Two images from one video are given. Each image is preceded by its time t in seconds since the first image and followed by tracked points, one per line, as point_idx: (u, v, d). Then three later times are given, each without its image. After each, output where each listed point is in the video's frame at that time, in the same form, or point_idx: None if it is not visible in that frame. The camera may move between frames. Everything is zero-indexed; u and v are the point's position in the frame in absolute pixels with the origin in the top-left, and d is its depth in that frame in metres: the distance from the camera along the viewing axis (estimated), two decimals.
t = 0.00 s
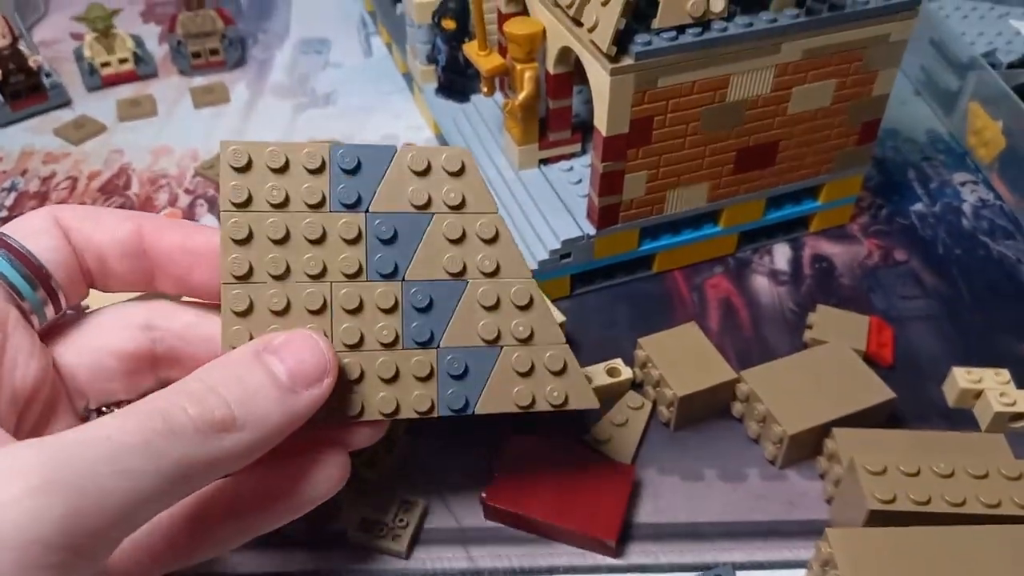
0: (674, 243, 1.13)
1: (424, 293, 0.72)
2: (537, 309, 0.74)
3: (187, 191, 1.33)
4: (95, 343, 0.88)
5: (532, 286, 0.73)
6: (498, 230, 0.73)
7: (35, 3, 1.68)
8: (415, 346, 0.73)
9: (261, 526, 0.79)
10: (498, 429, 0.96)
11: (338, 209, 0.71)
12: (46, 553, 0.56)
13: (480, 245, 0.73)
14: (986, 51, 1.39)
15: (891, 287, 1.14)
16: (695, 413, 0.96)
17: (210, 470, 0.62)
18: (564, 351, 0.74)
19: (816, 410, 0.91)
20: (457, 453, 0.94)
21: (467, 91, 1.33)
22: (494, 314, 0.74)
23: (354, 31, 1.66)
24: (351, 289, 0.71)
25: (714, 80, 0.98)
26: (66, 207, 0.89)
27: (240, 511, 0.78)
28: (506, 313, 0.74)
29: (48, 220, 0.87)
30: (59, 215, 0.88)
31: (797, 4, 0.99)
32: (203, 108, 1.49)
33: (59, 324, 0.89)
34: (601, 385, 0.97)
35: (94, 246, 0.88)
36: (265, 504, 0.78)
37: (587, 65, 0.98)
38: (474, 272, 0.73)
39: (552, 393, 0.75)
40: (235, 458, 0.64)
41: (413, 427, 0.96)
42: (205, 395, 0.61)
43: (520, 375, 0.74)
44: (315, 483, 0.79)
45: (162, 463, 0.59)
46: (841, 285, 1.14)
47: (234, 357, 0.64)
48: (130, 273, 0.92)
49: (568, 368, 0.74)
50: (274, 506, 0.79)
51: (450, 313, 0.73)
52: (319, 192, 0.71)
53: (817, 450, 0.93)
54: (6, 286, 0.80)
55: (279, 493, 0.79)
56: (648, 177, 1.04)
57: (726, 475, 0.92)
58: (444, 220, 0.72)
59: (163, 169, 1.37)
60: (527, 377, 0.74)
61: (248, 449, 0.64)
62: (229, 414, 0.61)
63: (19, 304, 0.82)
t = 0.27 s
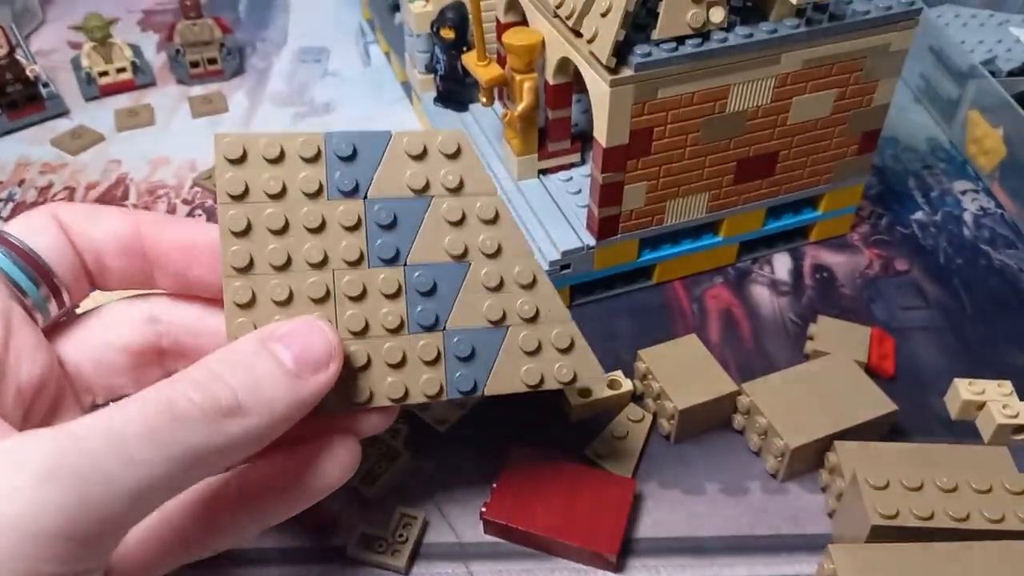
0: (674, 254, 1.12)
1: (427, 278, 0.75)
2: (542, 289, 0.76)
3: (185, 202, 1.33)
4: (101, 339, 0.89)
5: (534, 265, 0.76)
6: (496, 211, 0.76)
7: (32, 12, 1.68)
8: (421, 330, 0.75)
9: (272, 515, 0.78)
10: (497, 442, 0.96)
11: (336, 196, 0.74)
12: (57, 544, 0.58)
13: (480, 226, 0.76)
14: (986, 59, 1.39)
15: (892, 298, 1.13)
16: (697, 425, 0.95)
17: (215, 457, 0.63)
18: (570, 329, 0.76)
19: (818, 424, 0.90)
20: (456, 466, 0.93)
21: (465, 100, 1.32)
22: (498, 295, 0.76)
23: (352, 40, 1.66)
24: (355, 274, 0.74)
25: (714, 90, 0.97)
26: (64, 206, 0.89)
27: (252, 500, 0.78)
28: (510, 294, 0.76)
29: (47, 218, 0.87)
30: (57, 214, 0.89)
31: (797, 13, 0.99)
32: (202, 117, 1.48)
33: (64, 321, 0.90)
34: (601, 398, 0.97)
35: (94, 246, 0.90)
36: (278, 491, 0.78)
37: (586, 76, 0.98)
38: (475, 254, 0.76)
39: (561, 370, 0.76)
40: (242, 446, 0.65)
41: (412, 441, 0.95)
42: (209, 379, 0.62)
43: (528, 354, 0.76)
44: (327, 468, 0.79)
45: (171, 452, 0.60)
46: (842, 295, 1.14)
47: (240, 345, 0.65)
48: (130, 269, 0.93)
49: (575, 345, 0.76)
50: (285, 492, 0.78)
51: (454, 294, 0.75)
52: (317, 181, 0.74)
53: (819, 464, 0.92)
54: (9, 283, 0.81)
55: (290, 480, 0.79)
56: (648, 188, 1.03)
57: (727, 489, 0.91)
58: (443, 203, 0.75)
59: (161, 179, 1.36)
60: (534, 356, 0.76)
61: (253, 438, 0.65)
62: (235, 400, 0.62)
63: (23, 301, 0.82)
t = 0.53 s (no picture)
0: (675, 266, 1.11)
1: (453, 267, 0.73)
2: (568, 276, 0.74)
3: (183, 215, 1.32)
4: (121, 328, 0.89)
5: (561, 251, 0.74)
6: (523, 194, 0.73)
7: (30, 22, 1.67)
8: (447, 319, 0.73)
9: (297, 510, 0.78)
10: (498, 459, 0.95)
11: (357, 180, 0.71)
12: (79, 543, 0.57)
13: (505, 211, 0.73)
14: (987, 69, 1.39)
15: (894, 311, 1.12)
16: (699, 440, 0.94)
17: (240, 453, 0.62)
18: (598, 317, 0.75)
19: (821, 440, 0.90)
20: (457, 483, 0.93)
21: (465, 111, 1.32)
22: (524, 283, 0.74)
23: (351, 50, 1.65)
24: (378, 261, 0.72)
25: (715, 104, 0.97)
26: (79, 196, 0.89)
27: (275, 497, 0.77)
28: (535, 281, 0.74)
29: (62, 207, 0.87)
30: (73, 204, 0.89)
31: (798, 27, 0.98)
32: (200, 128, 1.48)
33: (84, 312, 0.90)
34: (603, 414, 0.96)
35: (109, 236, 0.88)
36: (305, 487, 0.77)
37: (587, 90, 0.97)
38: (501, 241, 0.73)
39: (588, 360, 0.75)
40: (265, 442, 0.63)
41: (413, 457, 0.94)
42: (235, 373, 0.61)
43: (554, 344, 0.74)
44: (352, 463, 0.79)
45: (195, 447, 0.59)
46: (844, 308, 1.13)
47: (262, 334, 0.64)
48: (145, 261, 0.91)
49: (602, 335, 0.75)
50: (310, 489, 0.77)
51: (479, 283, 0.73)
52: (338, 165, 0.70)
53: (822, 479, 0.92)
54: (28, 275, 0.81)
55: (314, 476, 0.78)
56: (649, 201, 1.03)
57: (730, 506, 0.91)
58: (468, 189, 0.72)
59: (159, 191, 1.36)
60: (561, 345, 0.75)
61: (276, 434, 0.63)
62: (260, 394, 0.61)
63: (42, 292, 0.83)
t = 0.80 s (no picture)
0: (672, 278, 1.11)
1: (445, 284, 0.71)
2: (561, 303, 0.73)
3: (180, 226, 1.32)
4: (112, 339, 0.88)
5: (556, 277, 0.72)
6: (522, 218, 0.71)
7: (28, 32, 1.68)
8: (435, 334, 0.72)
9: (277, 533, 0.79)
10: (495, 473, 0.95)
11: (352, 199, 0.69)
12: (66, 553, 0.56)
13: (503, 234, 0.71)
14: (984, 79, 1.39)
15: (892, 322, 1.12)
16: (697, 454, 0.94)
17: (231, 458, 0.61)
18: (588, 342, 0.73)
19: (819, 454, 0.90)
20: (454, 498, 0.92)
21: (463, 122, 1.32)
22: (516, 305, 0.73)
23: (349, 60, 1.65)
24: (369, 280, 0.71)
25: (711, 117, 0.97)
26: (72, 206, 0.89)
27: (267, 517, 0.78)
28: (527, 304, 0.73)
29: (55, 217, 0.86)
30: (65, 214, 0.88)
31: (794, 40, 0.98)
32: (197, 139, 1.48)
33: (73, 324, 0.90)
34: (600, 427, 0.96)
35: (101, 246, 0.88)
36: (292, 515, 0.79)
37: (583, 104, 0.97)
38: (495, 262, 0.72)
39: (575, 382, 0.73)
40: (256, 446, 0.62)
41: (411, 471, 0.94)
42: (225, 380, 0.60)
43: (542, 365, 0.73)
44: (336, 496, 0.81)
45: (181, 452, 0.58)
46: (841, 319, 1.13)
47: (256, 341, 0.63)
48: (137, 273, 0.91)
49: (591, 359, 0.74)
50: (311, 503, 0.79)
51: (470, 305, 0.72)
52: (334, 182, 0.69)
53: (820, 493, 0.92)
54: (18, 287, 0.80)
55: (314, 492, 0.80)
56: (646, 214, 1.03)
57: (728, 520, 0.91)
58: (465, 210, 0.71)
59: (156, 203, 1.35)
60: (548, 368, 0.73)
61: (267, 438, 0.62)
62: (249, 400, 0.60)
63: (31, 304, 0.82)
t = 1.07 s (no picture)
0: (671, 287, 1.12)
1: (410, 269, 0.74)
2: (519, 271, 0.78)
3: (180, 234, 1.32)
4: (77, 328, 0.87)
5: (515, 248, 0.76)
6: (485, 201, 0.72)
7: (28, 39, 1.68)
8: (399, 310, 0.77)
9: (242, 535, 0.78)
10: (495, 483, 0.95)
11: (315, 193, 0.69)
12: (55, 538, 0.57)
13: (467, 214, 0.73)
14: (982, 88, 1.40)
15: (891, 331, 1.13)
16: (696, 464, 0.94)
17: (211, 440, 0.62)
18: (542, 302, 0.80)
19: (818, 464, 0.90)
20: (454, 508, 0.93)
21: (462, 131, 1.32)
22: (479, 277, 0.77)
23: (349, 67, 1.66)
24: (338, 265, 0.73)
25: (710, 128, 0.97)
26: (39, 191, 0.86)
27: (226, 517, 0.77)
28: (489, 274, 0.77)
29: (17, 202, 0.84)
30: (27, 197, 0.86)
31: (793, 51, 0.99)
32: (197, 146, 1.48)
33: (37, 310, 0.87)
34: (600, 437, 0.96)
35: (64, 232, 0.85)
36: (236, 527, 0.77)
37: (583, 114, 0.97)
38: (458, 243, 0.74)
39: (528, 337, 0.81)
40: (234, 429, 0.64)
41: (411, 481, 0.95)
42: (201, 365, 0.62)
43: (501, 327, 0.80)
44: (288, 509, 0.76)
45: (159, 436, 0.59)
46: (840, 328, 1.13)
47: (235, 328, 0.65)
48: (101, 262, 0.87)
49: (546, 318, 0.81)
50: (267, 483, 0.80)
51: (435, 280, 0.76)
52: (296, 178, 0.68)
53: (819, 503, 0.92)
54: None
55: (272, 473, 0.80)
56: (645, 224, 1.03)
57: (727, 530, 0.91)
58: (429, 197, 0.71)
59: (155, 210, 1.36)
60: (506, 327, 0.80)
61: (245, 419, 0.64)
62: (224, 383, 0.62)
63: None
